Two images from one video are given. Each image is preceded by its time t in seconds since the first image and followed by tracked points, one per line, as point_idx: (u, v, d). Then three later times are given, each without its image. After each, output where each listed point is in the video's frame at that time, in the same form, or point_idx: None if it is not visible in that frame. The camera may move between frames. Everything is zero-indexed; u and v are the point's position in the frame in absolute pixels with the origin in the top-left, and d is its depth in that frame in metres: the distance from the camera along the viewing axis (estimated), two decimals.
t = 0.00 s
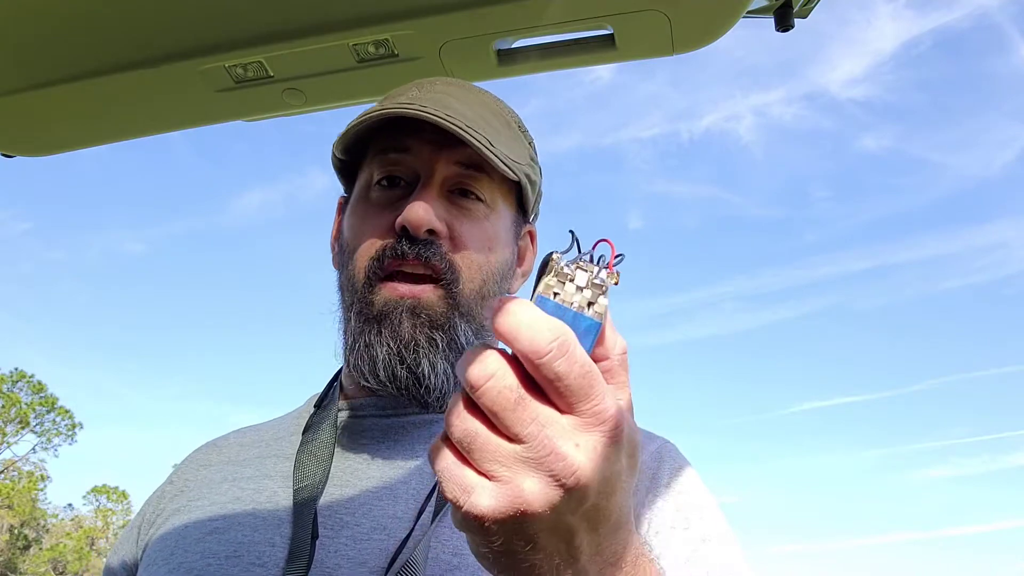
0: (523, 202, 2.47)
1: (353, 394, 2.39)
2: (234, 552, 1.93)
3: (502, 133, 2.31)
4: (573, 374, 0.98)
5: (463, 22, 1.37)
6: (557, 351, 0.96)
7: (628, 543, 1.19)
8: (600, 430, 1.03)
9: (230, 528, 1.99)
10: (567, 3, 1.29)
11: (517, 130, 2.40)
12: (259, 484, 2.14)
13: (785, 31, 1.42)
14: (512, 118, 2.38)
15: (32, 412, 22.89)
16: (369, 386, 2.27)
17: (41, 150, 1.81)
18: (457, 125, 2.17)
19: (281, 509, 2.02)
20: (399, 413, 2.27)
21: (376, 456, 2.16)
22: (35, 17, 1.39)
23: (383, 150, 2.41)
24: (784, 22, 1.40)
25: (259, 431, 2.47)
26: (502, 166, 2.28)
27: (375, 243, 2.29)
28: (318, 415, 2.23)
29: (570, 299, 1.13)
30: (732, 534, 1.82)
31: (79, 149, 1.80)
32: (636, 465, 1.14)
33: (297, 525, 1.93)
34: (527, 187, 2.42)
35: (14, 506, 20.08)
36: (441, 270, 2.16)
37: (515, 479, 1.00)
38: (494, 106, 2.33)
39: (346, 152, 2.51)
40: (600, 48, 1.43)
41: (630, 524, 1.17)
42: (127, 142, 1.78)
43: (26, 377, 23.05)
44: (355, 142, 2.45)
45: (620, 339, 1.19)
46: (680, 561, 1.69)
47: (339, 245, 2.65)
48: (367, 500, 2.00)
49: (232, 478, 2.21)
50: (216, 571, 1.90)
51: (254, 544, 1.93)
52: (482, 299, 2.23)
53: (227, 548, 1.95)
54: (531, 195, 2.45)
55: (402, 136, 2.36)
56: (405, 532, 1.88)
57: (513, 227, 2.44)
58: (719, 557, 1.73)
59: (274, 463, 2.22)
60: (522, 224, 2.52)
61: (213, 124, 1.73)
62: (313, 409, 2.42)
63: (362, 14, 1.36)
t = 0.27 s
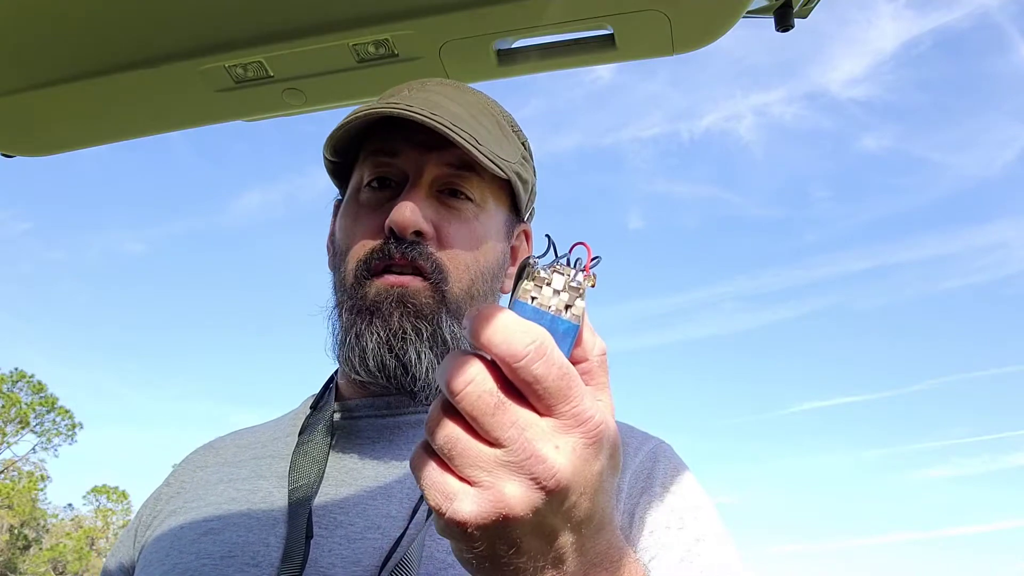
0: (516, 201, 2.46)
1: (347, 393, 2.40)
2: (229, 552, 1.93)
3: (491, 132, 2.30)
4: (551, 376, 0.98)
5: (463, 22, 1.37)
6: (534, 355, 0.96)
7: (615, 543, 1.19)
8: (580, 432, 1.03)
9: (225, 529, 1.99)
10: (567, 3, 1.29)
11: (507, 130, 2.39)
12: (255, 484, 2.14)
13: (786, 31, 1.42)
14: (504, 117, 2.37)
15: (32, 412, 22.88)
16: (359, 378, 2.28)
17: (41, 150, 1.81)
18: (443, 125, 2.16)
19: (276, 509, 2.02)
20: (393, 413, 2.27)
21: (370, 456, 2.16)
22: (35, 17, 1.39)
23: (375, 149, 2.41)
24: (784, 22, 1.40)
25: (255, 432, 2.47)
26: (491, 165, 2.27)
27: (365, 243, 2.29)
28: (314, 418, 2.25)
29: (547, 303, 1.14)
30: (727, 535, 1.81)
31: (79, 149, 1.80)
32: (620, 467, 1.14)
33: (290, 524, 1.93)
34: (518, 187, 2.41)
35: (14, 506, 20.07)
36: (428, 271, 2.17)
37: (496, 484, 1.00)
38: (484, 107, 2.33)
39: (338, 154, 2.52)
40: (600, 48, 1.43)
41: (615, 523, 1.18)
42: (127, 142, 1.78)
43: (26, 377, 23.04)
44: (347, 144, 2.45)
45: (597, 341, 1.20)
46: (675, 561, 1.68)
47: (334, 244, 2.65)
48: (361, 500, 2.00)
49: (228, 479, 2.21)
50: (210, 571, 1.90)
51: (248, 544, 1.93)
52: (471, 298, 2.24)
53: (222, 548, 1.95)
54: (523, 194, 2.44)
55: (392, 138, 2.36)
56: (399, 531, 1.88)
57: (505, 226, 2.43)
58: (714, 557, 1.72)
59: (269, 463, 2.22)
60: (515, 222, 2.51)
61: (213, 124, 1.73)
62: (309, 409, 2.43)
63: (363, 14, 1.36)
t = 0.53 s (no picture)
0: (517, 202, 2.48)
1: (343, 393, 2.40)
2: (224, 555, 1.92)
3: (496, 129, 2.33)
4: (545, 376, 0.98)
5: (463, 22, 1.37)
6: (528, 354, 0.96)
7: (609, 543, 1.20)
8: (574, 430, 1.03)
9: (221, 531, 1.99)
10: (567, 3, 1.29)
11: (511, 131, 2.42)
12: (251, 486, 2.14)
13: (785, 31, 1.42)
14: (508, 120, 2.41)
15: (31, 412, 22.89)
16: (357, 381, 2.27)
17: (41, 150, 1.81)
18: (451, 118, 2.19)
19: (271, 511, 2.02)
20: (391, 413, 2.28)
21: (366, 457, 2.16)
22: (35, 17, 1.39)
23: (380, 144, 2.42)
24: (784, 22, 1.40)
25: (252, 433, 2.47)
26: (497, 160, 2.29)
27: (371, 232, 2.30)
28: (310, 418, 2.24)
29: (539, 303, 1.15)
30: (722, 534, 1.81)
31: (79, 149, 1.80)
32: (614, 466, 1.14)
33: (286, 526, 1.93)
34: (521, 187, 2.43)
35: (14, 506, 20.08)
36: (432, 264, 2.17)
37: (491, 484, 1.00)
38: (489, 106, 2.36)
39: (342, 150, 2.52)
40: (600, 48, 1.43)
41: (609, 522, 1.18)
42: (127, 142, 1.78)
43: (26, 377, 23.04)
44: (351, 141, 2.47)
45: (592, 340, 1.19)
46: (668, 561, 1.68)
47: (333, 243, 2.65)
48: (357, 501, 2.00)
49: (224, 480, 2.21)
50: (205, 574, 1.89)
51: (244, 546, 1.93)
52: (471, 294, 2.23)
53: (218, 550, 1.94)
54: (524, 195, 2.46)
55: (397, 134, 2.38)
56: (394, 532, 1.88)
57: (506, 227, 2.44)
58: (708, 558, 1.72)
59: (265, 464, 2.22)
60: (515, 225, 2.52)
61: (213, 124, 1.73)
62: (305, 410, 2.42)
63: (362, 14, 1.36)
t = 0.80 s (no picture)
0: (517, 206, 2.49)
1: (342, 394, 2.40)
2: (224, 556, 1.92)
3: (496, 134, 2.34)
4: (536, 374, 0.98)
5: (463, 22, 1.37)
6: (519, 353, 0.96)
7: (601, 541, 1.20)
8: (566, 428, 1.03)
9: (220, 532, 1.99)
10: (568, 3, 1.29)
11: (510, 135, 2.43)
12: (250, 487, 2.14)
13: (785, 31, 1.42)
14: (507, 124, 2.42)
15: (31, 412, 22.89)
16: (360, 369, 2.25)
17: (41, 150, 1.81)
18: (452, 121, 2.20)
19: (271, 513, 2.02)
20: (391, 412, 2.28)
21: (367, 458, 2.16)
22: (35, 17, 1.39)
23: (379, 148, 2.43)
24: (784, 22, 1.40)
25: (251, 434, 2.47)
26: (497, 162, 2.30)
27: (371, 234, 2.30)
28: (310, 418, 2.24)
29: (531, 302, 1.15)
30: (719, 534, 1.81)
31: (79, 149, 1.80)
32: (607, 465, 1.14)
33: (285, 528, 1.93)
34: (520, 191, 2.44)
35: (14, 506, 20.07)
36: (435, 263, 2.18)
37: (483, 481, 1.00)
38: (490, 111, 2.37)
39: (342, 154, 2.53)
40: (599, 47, 1.43)
41: (601, 520, 1.18)
42: (127, 142, 1.78)
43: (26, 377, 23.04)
44: (352, 143, 2.47)
45: (585, 340, 1.21)
46: (665, 561, 1.68)
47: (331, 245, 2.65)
48: (356, 502, 2.00)
49: (224, 482, 2.21)
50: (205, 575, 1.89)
51: (243, 547, 1.93)
52: (476, 294, 2.24)
53: (217, 551, 1.94)
54: (524, 199, 2.48)
55: (398, 137, 2.38)
56: (393, 533, 1.88)
57: (507, 230, 2.45)
58: (705, 558, 1.72)
59: (265, 466, 2.22)
60: (515, 228, 2.53)
61: (213, 124, 1.73)
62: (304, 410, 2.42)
63: (362, 14, 1.36)
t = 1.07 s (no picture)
0: (521, 210, 2.49)
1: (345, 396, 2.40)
2: (226, 557, 1.92)
3: (500, 139, 2.35)
4: (535, 387, 0.98)
5: (463, 22, 1.37)
6: (518, 365, 0.97)
7: (600, 550, 1.20)
8: (564, 441, 1.03)
9: (223, 534, 1.99)
10: (568, 3, 1.29)
11: (514, 140, 2.44)
12: (253, 489, 2.14)
13: (785, 31, 1.42)
14: (511, 129, 2.43)
15: (31, 412, 22.89)
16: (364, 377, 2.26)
17: (41, 150, 1.81)
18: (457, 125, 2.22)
19: (273, 514, 2.02)
20: (393, 416, 2.28)
21: (368, 460, 2.16)
22: (35, 17, 1.39)
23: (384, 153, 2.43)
24: (784, 22, 1.41)
25: (254, 436, 2.47)
26: (502, 168, 2.30)
27: (375, 239, 2.30)
28: (312, 420, 2.24)
29: (530, 315, 1.16)
30: (719, 536, 1.81)
31: (79, 149, 1.80)
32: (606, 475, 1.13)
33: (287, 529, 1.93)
34: (524, 196, 2.44)
35: (14, 506, 20.07)
36: (440, 268, 2.18)
37: (481, 493, 1.00)
38: (494, 117, 2.38)
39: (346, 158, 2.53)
40: (600, 47, 1.43)
41: (600, 530, 1.17)
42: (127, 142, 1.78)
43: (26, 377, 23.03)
44: (357, 146, 2.48)
45: (584, 349, 1.19)
46: (665, 564, 1.68)
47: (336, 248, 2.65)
48: (357, 503, 2.00)
49: (226, 483, 2.21)
50: None
51: (246, 548, 1.93)
52: (477, 299, 2.25)
53: (219, 552, 1.95)
54: (528, 204, 2.48)
55: (403, 141, 2.39)
56: (394, 535, 1.88)
57: (510, 235, 2.45)
58: (705, 560, 1.72)
59: (267, 467, 2.22)
60: (518, 233, 2.53)
61: (213, 124, 1.73)
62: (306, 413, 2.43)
63: (362, 14, 1.36)
